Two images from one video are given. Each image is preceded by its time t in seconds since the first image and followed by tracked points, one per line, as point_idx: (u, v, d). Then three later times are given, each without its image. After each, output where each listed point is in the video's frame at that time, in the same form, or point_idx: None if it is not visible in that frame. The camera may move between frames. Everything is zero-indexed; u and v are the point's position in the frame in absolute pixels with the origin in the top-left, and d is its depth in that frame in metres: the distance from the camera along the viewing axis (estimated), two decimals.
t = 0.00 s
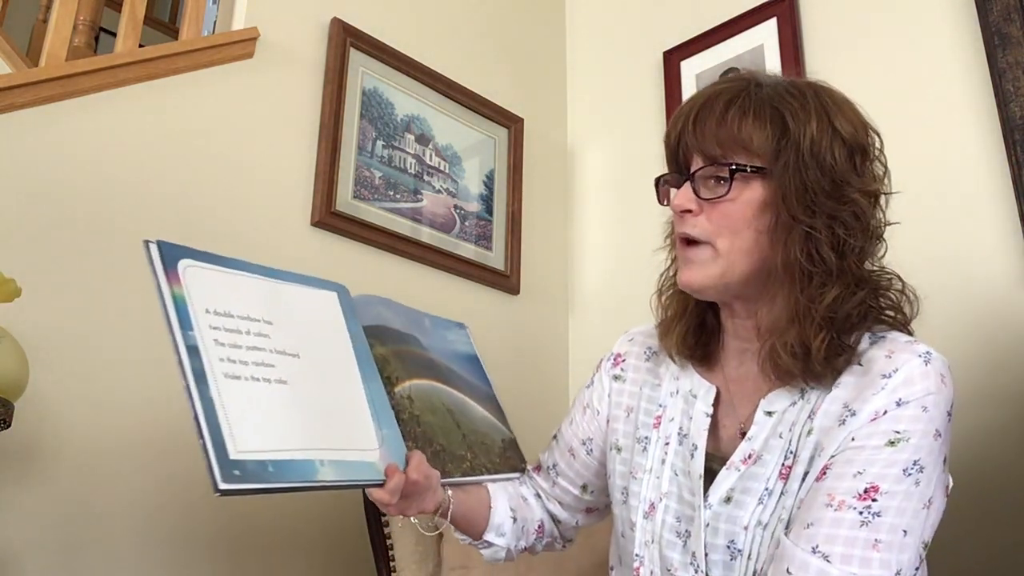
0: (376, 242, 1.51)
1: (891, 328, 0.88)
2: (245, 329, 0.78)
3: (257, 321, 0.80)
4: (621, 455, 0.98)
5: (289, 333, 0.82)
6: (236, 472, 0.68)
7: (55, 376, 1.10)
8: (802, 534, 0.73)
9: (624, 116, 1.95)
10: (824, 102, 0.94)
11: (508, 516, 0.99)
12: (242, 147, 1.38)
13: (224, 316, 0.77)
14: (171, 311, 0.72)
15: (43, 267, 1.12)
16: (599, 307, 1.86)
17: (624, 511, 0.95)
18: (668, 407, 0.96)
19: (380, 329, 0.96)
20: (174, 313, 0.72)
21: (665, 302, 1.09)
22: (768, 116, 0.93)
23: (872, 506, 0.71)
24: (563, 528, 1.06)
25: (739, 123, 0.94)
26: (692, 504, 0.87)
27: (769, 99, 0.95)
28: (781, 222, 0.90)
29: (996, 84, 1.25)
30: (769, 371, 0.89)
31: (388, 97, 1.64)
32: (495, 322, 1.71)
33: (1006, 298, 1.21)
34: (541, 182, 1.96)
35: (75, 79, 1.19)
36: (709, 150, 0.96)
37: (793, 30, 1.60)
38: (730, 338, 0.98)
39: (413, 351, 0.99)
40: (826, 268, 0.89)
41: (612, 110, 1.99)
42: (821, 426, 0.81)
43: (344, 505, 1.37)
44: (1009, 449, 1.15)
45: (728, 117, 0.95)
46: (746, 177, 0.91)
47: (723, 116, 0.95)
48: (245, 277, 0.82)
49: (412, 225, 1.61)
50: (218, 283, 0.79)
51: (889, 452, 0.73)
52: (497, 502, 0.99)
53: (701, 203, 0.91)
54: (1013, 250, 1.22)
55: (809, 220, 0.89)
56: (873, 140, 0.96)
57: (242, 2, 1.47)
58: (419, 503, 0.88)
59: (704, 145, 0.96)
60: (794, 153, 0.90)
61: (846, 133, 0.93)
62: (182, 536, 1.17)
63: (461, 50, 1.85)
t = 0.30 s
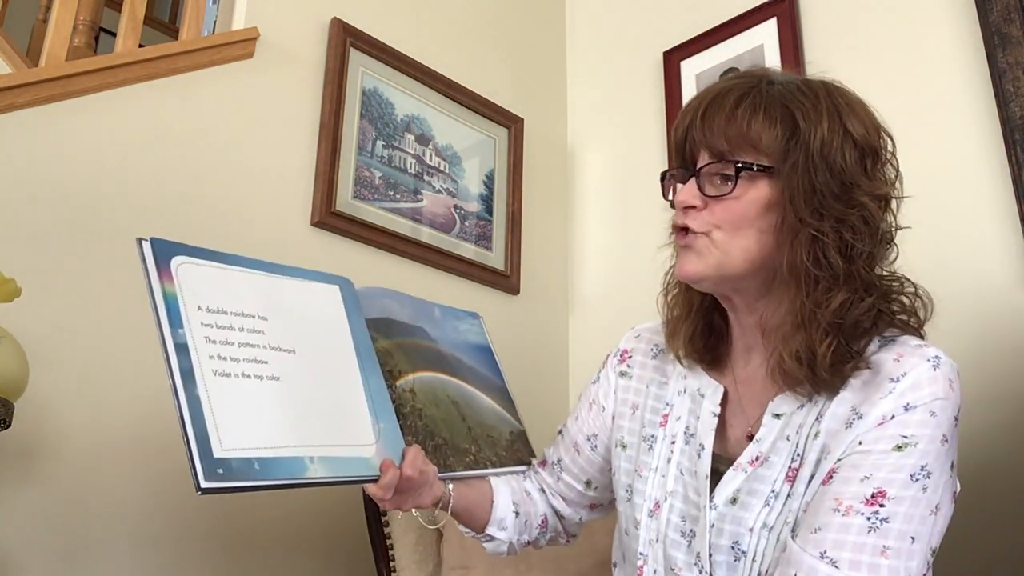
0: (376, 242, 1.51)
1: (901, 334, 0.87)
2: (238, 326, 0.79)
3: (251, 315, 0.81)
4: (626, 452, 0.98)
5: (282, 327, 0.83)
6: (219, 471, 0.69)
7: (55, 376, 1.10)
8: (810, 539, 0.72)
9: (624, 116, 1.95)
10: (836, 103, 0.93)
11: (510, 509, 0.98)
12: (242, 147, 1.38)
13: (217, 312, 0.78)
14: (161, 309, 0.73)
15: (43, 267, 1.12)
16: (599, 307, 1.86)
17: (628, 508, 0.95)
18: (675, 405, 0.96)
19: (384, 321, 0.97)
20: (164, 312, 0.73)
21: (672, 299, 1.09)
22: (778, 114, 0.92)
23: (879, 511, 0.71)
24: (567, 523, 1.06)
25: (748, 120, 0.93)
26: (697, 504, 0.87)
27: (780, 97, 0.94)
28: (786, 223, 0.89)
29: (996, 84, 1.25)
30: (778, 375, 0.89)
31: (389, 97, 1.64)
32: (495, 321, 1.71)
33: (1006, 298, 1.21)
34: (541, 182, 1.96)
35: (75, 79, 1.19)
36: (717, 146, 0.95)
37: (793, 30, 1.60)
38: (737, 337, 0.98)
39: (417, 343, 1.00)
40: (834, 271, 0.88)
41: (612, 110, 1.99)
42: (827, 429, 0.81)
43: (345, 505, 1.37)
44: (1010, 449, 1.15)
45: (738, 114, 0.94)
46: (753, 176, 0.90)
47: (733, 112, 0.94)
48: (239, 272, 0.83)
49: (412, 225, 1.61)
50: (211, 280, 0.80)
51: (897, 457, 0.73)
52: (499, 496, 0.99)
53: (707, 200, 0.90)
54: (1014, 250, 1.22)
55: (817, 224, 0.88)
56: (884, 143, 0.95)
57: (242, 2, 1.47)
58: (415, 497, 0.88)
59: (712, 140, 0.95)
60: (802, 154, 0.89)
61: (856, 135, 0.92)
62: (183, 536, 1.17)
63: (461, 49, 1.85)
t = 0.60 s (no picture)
0: (376, 242, 1.51)
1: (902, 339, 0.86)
2: (238, 333, 0.79)
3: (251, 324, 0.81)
4: (632, 453, 0.98)
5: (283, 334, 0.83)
6: (218, 479, 0.69)
7: (55, 376, 1.10)
8: (815, 541, 0.73)
9: (624, 116, 1.95)
10: (835, 106, 0.93)
11: (517, 511, 0.99)
12: (242, 147, 1.38)
13: (216, 320, 0.78)
14: (159, 319, 0.73)
15: (42, 267, 1.12)
16: (599, 307, 1.86)
17: (634, 510, 0.95)
18: (682, 407, 0.96)
19: (386, 323, 0.97)
20: (162, 322, 0.74)
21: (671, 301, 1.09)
22: (776, 117, 0.92)
23: (884, 513, 0.71)
24: (574, 524, 1.06)
25: (745, 123, 0.93)
26: (703, 506, 0.87)
27: (778, 100, 0.93)
28: (783, 229, 0.88)
29: (996, 84, 1.25)
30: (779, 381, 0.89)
31: (389, 97, 1.64)
32: (495, 321, 1.71)
33: (1007, 298, 1.21)
34: (541, 181, 1.96)
35: (75, 79, 1.19)
36: (712, 147, 0.95)
37: (793, 30, 1.60)
38: (738, 341, 0.98)
39: (421, 345, 1.00)
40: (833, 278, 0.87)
41: (612, 110, 1.99)
42: (833, 432, 0.81)
43: (345, 505, 1.36)
44: (1010, 449, 1.15)
45: (735, 117, 0.94)
46: (749, 180, 0.90)
47: (730, 113, 0.94)
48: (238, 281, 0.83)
49: (412, 225, 1.61)
50: (210, 288, 0.80)
51: (902, 458, 0.73)
52: (506, 497, 0.99)
53: (702, 204, 0.91)
54: (1014, 250, 1.22)
55: (814, 230, 0.87)
56: (884, 147, 0.95)
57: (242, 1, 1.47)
58: (420, 501, 0.88)
59: (707, 141, 0.96)
60: (799, 158, 0.89)
61: (853, 139, 0.92)
62: (183, 536, 1.17)
63: (461, 49, 1.85)
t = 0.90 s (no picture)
0: (376, 242, 1.51)
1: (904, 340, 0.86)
2: (233, 334, 0.79)
3: (246, 325, 0.81)
4: (633, 453, 0.98)
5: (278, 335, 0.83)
6: (210, 478, 0.69)
7: (56, 376, 1.10)
8: (816, 541, 0.73)
9: (624, 116, 1.95)
10: (829, 105, 0.93)
11: (518, 511, 0.98)
12: (242, 147, 1.38)
13: (210, 321, 0.78)
14: (152, 320, 0.74)
15: (43, 267, 1.12)
16: (599, 307, 1.86)
17: (635, 511, 0.95)
18: (682, 407, 0.96)
19: (385, 324, 0.98)
20: (155, 323, 0.74)
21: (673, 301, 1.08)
22: (771, 120, 0.91)
23: (885, 512, 0.71)
24: (576, 525, 1.06)
25: (741, 128, 0.92)
26: (705, 506, 0.87)
27: (772, 103, 0.93)
28: (783, 233, 0.88)
29: (996, 84, 1.25)
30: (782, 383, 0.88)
31: (388, 97, 1.64)
32: (495, 321, 1.71)
33: (1007, 298, 1.22)
34: (541, 181, 1.96)
35: (75, 79, 1.19)
36: (709, 154, 0.94)
37: (793, 30, 1.60)
38: (742, 342, 0.98)
39: (420, 346, 1.00)
40: (834, 281, 0.87)
41: (612, 110, 1.99)
42: (835, 433, 0.81)
43: (345, 505, 1.37)
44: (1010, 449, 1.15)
45: (730, 122, 0.93)
46: (748, 185, 0.90)
47: (725, 119, 0.94)
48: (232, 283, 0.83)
49: (412, 225, 1.61)
50: (204, 290, 0.80)
51: (902, 458, 0.73)
52: (506, 497, 0.99)
53: (702, 211, 0.90)
54: (1014, 250, 1.22)
55: (814, 234, 0.87)
56: (882, 144, 0.94)
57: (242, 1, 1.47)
58: (418, 499, 0.88)
59: (703, 148, 0.95)
60: (797, 160, 0.89)
61: (851, 137, 0.91)
62: (183, 536, 1.17)
63: (461, 49, 1.85)
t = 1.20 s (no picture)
0: (376, 242, 1.51)
1: (912, 337, 0.86)
2: (228, 331, 0.79)
3: (241, 320, 0.81)
4: (634, 453, 0.98)
5: (275, 332, 0.83)
6: (202, 472, 0.69)
7: (55, 376, 1.10)
8: (820, 543, 0.73)
9: (624, 116, 1.95)
10: (829, 103, 0.92)
11: (517, 509, 0.98)
12: (241, 147, 1.38)
13: (206, 318, 0.78)
14: (148, 317, 0.74)
15: (43, 267, 1.12)
16: (599, 307, 1.86)
17: (636, 510, 0.95)
18: (684, 407, 0.96)
19: (384, 321, 0.97)
20: (152, 319, 0.74)
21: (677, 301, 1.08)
22: (772, 123, 0.91)
23: (889, 515, 0.71)
24: (577, 523, 1.06)
25: (742, 132, 0.92)
26: (706, 506, 0.87)
27: (772, 105, 0.93)
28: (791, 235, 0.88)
29: (996, 84, 1.25)
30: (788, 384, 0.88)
31: (388, 97, 1.64)
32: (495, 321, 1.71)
33: (1008, 299, 1.21)
34: (541, 181, 1.96)
35: (75, 79, 1.19)
36: (711, 161, 0.94)
37: (793, 30, 1.60)
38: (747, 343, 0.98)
39: (420, 343, 1.00)
40: (842, 279, 0.87)
41: (612, 110, 1.99)
42: (838, 435, 0.81)
43: (345, 506, 1.37)
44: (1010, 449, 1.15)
45: (731, 127, 0.93)
46: (753, 189, 0.90)
47: (726, 124, 0.93)
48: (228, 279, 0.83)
49: (412, 225, 1.61)
50: (201, 288, 0.80)
51: (906, 461, 0.73)
52: (506, 495, 0.99)
53: (709, 216, 0.90)
54: (1015, 251, 1.22)
55: (822, 234, 0.87)
56: (884, 138, 0.94)
57: (242, 1, 1.47)
58: (416, 496, 0.88)
59: (704, 156, 0.95)
60: (800, 162, 0.89)
61: (854, 133, 0.91)
62: (184, 536, 1.17)
63: (461, 49, 1.85)
